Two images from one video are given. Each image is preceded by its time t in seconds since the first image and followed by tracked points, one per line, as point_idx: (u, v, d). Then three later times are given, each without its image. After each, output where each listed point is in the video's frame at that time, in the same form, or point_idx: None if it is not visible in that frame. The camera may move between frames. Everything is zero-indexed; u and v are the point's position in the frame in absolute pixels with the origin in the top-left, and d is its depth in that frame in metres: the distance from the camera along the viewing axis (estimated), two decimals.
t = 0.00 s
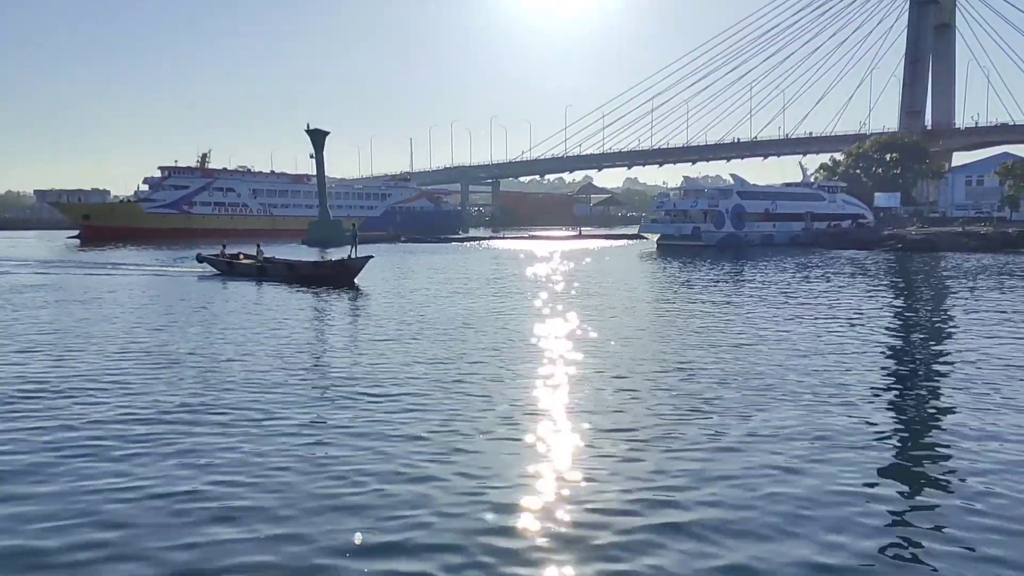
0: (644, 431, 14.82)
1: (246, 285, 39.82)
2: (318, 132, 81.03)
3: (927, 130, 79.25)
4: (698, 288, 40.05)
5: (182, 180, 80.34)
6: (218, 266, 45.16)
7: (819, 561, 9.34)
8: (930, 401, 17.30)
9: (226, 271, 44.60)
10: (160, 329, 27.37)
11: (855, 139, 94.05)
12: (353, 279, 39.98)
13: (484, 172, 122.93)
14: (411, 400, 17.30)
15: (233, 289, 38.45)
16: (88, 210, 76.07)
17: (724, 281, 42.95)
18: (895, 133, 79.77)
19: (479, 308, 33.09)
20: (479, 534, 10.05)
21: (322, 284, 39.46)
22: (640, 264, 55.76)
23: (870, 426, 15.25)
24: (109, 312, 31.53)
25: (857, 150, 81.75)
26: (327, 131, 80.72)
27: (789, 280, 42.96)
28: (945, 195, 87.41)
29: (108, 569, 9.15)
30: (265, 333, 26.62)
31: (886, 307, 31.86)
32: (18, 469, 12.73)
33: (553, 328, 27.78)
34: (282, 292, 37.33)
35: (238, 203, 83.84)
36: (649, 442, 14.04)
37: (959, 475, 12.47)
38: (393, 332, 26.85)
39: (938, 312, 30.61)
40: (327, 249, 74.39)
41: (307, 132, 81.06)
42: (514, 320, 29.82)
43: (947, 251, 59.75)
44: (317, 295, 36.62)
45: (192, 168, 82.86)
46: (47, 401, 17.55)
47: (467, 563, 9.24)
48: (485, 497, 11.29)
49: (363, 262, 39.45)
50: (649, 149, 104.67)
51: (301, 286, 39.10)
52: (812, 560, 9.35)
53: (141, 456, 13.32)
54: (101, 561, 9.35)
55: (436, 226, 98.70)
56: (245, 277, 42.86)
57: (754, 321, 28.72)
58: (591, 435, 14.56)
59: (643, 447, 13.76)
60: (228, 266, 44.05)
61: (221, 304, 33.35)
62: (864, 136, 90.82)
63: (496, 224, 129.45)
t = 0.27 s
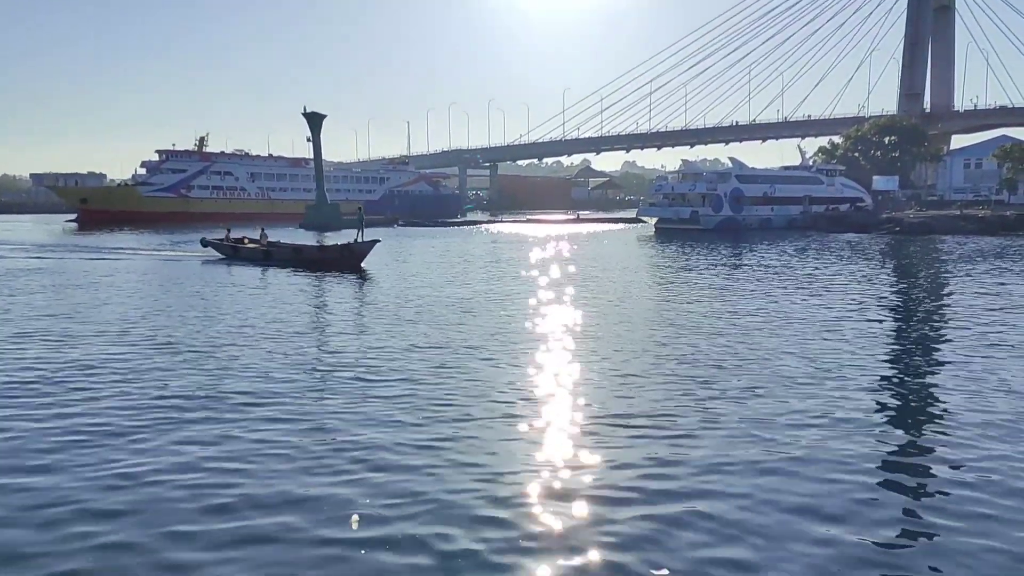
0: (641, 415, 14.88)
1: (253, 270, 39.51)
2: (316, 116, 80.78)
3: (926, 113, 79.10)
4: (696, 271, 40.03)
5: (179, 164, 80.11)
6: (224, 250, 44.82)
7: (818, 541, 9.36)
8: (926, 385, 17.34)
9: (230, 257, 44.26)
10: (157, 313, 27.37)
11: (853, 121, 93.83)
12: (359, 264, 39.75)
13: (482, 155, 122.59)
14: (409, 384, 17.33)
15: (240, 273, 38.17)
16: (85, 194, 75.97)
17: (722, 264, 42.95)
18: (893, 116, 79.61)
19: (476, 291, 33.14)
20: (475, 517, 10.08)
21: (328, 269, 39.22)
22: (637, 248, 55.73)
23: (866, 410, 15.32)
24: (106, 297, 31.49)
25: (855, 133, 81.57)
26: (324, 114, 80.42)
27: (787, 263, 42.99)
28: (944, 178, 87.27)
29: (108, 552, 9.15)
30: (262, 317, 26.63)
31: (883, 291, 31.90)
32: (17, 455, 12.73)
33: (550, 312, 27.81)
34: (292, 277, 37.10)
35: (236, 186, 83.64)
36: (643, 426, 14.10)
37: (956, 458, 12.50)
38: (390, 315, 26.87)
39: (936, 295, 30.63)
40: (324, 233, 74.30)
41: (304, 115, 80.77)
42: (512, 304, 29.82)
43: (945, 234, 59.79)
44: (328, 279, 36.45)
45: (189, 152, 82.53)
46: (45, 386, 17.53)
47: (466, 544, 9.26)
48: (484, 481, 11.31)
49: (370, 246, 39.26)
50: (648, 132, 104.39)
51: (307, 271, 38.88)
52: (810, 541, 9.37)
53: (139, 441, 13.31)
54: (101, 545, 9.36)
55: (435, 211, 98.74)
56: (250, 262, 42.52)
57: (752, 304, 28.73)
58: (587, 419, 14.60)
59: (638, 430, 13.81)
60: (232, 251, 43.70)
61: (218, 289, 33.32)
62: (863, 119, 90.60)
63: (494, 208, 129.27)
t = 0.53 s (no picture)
0: (637, 397, 14.95)
1: (256, 253, 39.26)
2: (312, 98, 80.37)
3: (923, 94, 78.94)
4: (693, 253, 40.05)
5: (175, 146, 79.71)
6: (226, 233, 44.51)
7: (807, 520, 9.44)
8: (921, 366, 17.43)
9: (233, 239, 43.62)
10: (155, 296, 27.38)
11: (850, 102, 93.61)
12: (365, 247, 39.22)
13: (478, 137, 122.22)
14: (406, 367, 17.39)
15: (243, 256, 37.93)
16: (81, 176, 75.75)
17: (719, 246, 42.97)
18: (891, 97, 79.45)
19: (473, 273, 33.17)
20: (471, 496, 10.15)
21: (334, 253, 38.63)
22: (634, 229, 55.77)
23: (860, 390, 15.40)
24: (104, 279, 31.49)
25: (852, 114, 81.40)
26: (319, 96, 80.00)
27: (783, 245, 42.98)
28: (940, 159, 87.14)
29: (105, 531, 9.22)
30: (260, 300, 26.65)
31: (879, 272, 31.98)
32: (11, 436, 12.76)
33: (547, 294, 27.85)
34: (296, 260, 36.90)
35: (232, 168, 83.31)
36: (639, 408, 14.18)
37: (947, 440, 12.57)
38: (388, 298, 26.90)
39: (932, 276, 30.72)
40: (320, 215, 74.09)
41: (300, 97, 80.35)
42: (508, 286, 29.83)
43: (942, 216, 59.79)
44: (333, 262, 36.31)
45: (185, 134, 82.07)
46: (39, 368, 17.55)
47: (460, 523, 9.33)
48: (477, 462, 11.36)
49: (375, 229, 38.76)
50: (644, 113, 104.05)
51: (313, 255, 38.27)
52: (800, 520, 9.45)
53: (133, 422, 13.34)
54: (95, 524, 9.41)
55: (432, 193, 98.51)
56: (254, 245, 41.89)
57: (748, 286, 28.79)
58: (583, 402, 14.68)
59: (634, 412, 13.89)
60: (236, 234, 43.07)
61: (216, 271, 33.31)
62: (860, 100, 90.40)
63: (491, 191, 129.06)
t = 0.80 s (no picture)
0: (634, 383, 14.94)
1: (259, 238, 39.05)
2: (308, 82, 79.98)
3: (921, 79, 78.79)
4: (690, 238, 40.03)
5: (173, 130, 79.21)
6: (229, 219, 44.17)
7: (803, 507, 9.42)
8: (918, 352, 17.42)
9: (237, 225, 43.36)
10: (151, 282, 27.29)
11: (848, 87, 93.39)
12: (370, 233, 39.04)
13: (475, 121, 121.85)
14: (403, 353, 17.35)
15: (246, 242, 37.72)
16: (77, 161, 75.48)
17: (716, 231, 42.95)
18: (889, 82, 79.30)
19: (470, 259, 33.14)
20: (467, 482, 10.14)
21: (340, 239, 38.45)
22: (631, 214, 55.72)
23: (857, 376, 15.40)
24: (100, 264, 31.39)
25: (849, 99, 81.23)
26: (315, 80, 79.65)
27: (780, 230, 42.97)
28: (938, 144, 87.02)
29: (100, 517, 9.18)
30: (257, 286, 26.58)
31: (875, 257, 32.00)
32: (5, 422, 12.69)
33: (544, 280, 27.83)
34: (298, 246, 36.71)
35: (230, 153, 82.98)
36: (637, 394, 14.17)
37: (943, 426, 12.55)
38: (386, 284, 26.86)
39: (929, 261, 30.73)
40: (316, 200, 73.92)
41: (296, 81, 79.95)
42: (504, 272, 29.81)
43: (938, 200, 59.87)
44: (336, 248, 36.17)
45: (183, 118, 81.54)
46: (34, 355, 17.49)
47: (456, 509, 9.31)
48: (472, 449, 11.32)
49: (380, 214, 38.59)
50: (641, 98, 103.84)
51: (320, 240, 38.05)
52: (796, 506, 9.44)
53: (129, 409, 13.30)
54: (89, 510, 9.36)
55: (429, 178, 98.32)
56: (258, 230, 41.62)
57: (745, 271, 28.78)
58: (580, 387, 14.68)
59: (632, 398, 13.88)
60: (240, 219, 42.79)
61: (212, 257, 33.23)
62: (858, 85, 90.20)
63: (488, 176, 128.84)
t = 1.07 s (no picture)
0: (631, 372, 15.01)
1: (262, 227, 38.90)
2: (306, 70, 79.71)
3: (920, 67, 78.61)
4: (688, 227, 40.06)
5: (172, 118, 78.90)
6: (235, 207, 43.90)
7: (803, 497, 9.41)
8: (914, 340, 17.49)
9: (242, 214, 42.88)
10: (150, 271, 27.31)
11: (848, 75, 93.17)
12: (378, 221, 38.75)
13: (473, 109, 121.54)
14: (401, 341, 17.42)
15: (250, 232, 37.25)
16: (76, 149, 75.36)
17: (714, 220, 42.95)
18: (888, 70, 79.14)
19: (469, 247, 33.16)
20: (463, 470, 10.23)
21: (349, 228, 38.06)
22: (630, 202, 55.71)
23: (853, 364, 15.47)
24: (99, 253, 31.40)
25: (849, 87, 81.04)
26: (313, 68, 79.37)
27: (778, 218, 42.99)
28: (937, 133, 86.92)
29: (100, 504, 9.26)
30: (256, 274, 26.61)
31: (874, 245, 32.04)
32: (4, 412, 12.67)
33: (542, 268, 27.86)
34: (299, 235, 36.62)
35: (228, 142, 82.79)
36: (633, 382, 14.24)
37: (942, 415, 12.54)
38: (384, 272, 26.89)
39: (927, 250, 30.80)
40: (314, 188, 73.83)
41: (294, 69, 79.67)
42: (503, 260, 29.85)
43: (937, 189, 59.89)
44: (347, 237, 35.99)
45: (181, 106, 81.13)
46: (33, 344, 17.46)
47: (452, 496, 9.41)
48: (471, 439, 11.34)
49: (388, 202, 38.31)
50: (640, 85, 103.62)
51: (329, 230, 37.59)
52: (796, 496, 9.43)
53: (128, 397, 13.36)
54: (88, 501, 9.34)
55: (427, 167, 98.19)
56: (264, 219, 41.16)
57: (743, 260, 28.82)
58: (577, 376, 14.76)
59: (629, 387, 13.95)
60: (245, 209, 42.29)
61: (211, 245, 33.21)
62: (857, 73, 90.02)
63: (486, 165, 128.62)
